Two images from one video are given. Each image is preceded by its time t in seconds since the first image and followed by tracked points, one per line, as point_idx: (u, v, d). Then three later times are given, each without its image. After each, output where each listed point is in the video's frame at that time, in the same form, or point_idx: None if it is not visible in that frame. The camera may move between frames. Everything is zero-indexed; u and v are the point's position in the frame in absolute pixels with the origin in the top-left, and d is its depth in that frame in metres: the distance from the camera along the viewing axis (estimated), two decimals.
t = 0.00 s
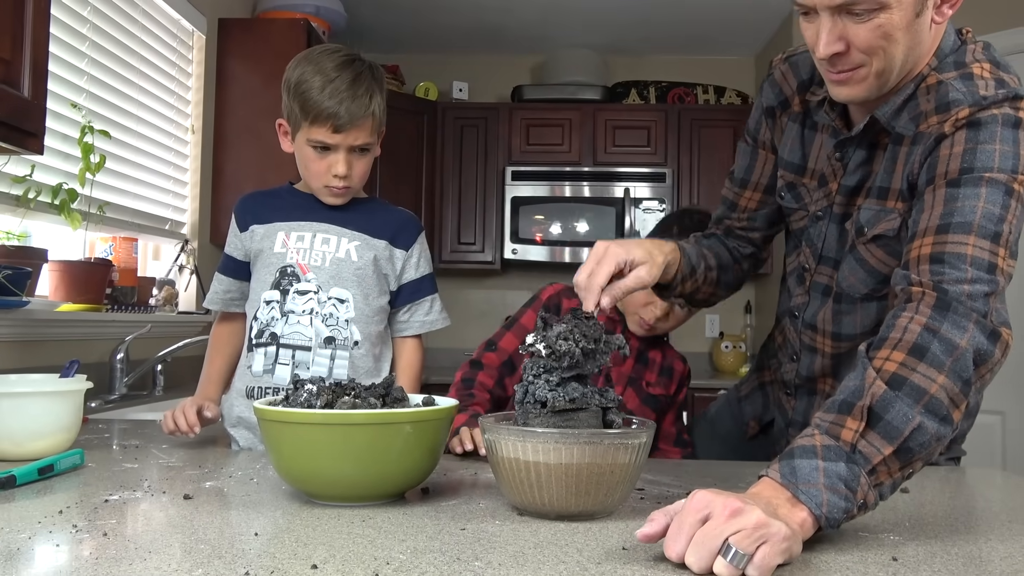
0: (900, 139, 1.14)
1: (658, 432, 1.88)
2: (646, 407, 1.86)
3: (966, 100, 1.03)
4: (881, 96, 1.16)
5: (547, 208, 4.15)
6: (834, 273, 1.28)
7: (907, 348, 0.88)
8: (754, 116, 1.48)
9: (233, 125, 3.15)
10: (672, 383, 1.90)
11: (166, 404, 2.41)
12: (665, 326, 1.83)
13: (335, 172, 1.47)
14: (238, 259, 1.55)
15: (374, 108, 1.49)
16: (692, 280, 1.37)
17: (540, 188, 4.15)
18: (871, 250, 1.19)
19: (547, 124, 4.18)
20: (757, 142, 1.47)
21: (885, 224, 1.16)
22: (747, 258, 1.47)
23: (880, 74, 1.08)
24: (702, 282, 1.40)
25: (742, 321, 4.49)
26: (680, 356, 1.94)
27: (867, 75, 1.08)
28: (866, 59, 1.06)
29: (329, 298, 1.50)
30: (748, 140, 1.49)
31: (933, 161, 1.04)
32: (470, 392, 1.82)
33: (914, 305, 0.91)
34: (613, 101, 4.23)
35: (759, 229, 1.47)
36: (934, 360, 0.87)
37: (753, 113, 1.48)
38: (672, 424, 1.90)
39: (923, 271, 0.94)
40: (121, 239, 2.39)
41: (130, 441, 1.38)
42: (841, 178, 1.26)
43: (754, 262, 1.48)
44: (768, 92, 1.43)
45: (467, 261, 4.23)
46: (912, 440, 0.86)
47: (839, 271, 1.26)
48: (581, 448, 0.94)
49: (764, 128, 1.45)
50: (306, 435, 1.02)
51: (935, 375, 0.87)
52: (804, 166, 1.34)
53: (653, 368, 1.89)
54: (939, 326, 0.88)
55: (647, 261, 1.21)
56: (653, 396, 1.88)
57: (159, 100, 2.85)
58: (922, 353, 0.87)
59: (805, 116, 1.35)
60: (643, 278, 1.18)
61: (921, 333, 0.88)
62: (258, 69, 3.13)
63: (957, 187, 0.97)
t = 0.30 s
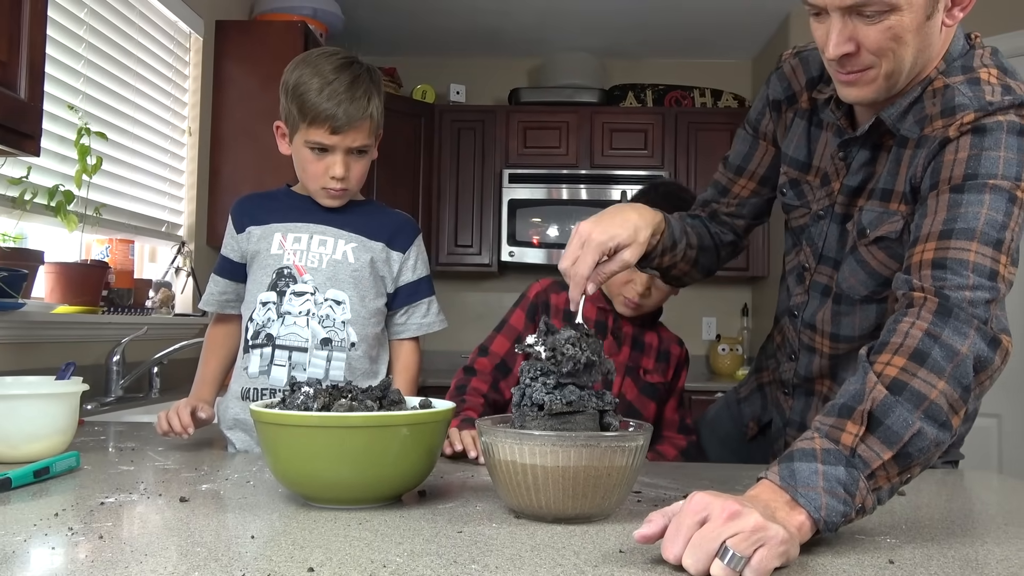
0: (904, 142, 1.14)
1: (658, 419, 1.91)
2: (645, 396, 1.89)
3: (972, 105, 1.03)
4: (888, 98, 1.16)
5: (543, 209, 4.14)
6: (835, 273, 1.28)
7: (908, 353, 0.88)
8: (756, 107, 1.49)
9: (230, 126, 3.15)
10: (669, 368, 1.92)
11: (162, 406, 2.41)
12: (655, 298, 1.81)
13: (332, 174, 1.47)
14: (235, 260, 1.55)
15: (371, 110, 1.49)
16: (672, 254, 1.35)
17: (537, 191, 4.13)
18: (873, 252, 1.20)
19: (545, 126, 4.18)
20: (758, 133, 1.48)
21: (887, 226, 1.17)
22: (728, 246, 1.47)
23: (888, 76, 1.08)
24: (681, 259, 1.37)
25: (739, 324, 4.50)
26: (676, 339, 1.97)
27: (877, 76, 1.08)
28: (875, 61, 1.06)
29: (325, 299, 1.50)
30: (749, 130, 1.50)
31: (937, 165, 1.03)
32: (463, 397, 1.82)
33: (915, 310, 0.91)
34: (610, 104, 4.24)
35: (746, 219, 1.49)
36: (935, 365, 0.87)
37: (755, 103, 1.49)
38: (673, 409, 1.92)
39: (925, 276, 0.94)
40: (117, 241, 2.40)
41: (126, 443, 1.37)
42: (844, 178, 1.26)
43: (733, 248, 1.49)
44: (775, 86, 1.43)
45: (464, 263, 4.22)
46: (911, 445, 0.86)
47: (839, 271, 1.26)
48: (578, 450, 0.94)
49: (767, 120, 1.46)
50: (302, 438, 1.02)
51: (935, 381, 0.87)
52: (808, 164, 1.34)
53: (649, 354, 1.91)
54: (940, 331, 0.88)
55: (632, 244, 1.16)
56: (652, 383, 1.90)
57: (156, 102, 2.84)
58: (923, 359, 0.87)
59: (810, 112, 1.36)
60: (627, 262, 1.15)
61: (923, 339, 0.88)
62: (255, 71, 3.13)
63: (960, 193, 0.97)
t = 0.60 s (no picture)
0: (901, 145, 1.14)
1: (659, 407, 1.89)
2: (641, 387, 1.84)
3: (968, 109, 1.04)
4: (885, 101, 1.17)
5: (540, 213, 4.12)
6: (831, 276, 1.28)
7: (905, 357, 0.88)
8: (753, 110, 1.49)
9: (229, 133, 3.15)
10: (665, 355, 1.88)
11: (158, 411, 2.41)
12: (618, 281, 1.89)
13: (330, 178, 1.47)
14: (231, 264, 1.55)
15: (368, 115, 1.49)
16: (667, 263, 1.33)
17: (535, 196, 4.12)
18: (869, 255, 1.20)
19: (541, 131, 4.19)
20: (755, 136, 1.49)
21: (884, 229, 1.17)
22: (727, 251, 1.47)
23: (887, 80, 1.08)
24: (678, 265, 1.36)
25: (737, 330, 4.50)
26: (671, 323, 1.92)
27: (875, 81, 1.08)
28: (875, 65, 1.07)
29: (323, 304, 1.50)
30: (747, 134, 1.50)
31: (934, 169, 1.04)
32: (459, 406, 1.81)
33: (912, 314, 0.91)
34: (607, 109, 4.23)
35: (745, 223, 1.49)
36: (931, 370, 0.87)
37: (753, 107, 1.49)
38: (677, 397, 1.87)
39: (922, 281, 0.93)
40: (114, 246, 2.40)
41: (121, 449, 1.37)
42: (841, 181, 1.26)
43: (732, 253, 1.49)
44: (773, 90, 1.43)
45: (462, 269, 4.22)
46: (908, 450, 0.85)
47: (836, 275, 1.26)
48: (574, 455, 0.94)
49: (763, 123, 1.47)
50: (299, 444, 1.01)
51: (932, 387, 0.86)
52: (803, 167, 1.35)
53: (643, 341, 1.88)
54: (937, 336, 0.88)
55: (621, 255, 1.13)
56: (648, 372, 1.85)
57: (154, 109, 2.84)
58: (920, 363, 0.87)
59: (807, 116, 1.36)
60: (618, 274, 1.12)
61: (919, 343, 0.88)
62: (253, 77, 3.14)
63: (958, 197, 0.97)
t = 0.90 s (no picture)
0: (894, 156, 1.15)
1: (665, 400, 1.86)
2: (641, 387, 1.83)
3: (957, 119, 1.04)
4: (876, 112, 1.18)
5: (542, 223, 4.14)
6: (828, 287, 1.28)
7: (902, 366, 0.88)
8: (751, 129, 1.50)
9: (231, 143, 3.16)
10: (663, 350, 1.86)
11: (159, 423, 2.40)
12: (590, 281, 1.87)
13: (332, 190, 1.48)
14: (233, 277, 1.55)
15: (370, 128, 1.50)
16: (669, 289, 1.34)
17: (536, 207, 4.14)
18: (863, 265, 1.20)
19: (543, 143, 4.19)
20: (752, 154, 1.50)
21: (877, 239, 1.17)
22: (735, 269, 1.47)
23: (875, 90, 1.09)
24: (681, 290, 1.37)
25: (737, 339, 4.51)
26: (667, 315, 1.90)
27: (863, 92, 1.09)
28: (862, 76, 1.08)
29: (325, 315, 1.50)
30: (744, 152, 1.52)
31: (926, 179, 1.04)
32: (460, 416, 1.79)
33: (907, 324, 0.91)
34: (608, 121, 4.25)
35: (749, 240, 1.49)
36: (928, 378, 0.86)
37: (750, 125, 1.51)
38: (683, 389, 1.85)
39: (916, 290, 0.93)
40: (116, 257, 2.40)
41: (123, 460, 1.37)
42: (835, 193, 1.26)
43: (742, 273, 1.48)
44: (766, 106, 1.45)
45: (463, 279, 4.22)
46: (908, 459, 0.85)
47: (832, 285, 1.26)
48: (577, 467, 0.94)
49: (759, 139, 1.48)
50: (303, 456, 1.01)
51: (929, 395, 0.86)
52: (796, 180, 1.36)
53: (639, 339, 1.86)
54: (932, 344, 0.88)
55: (613, 279, 1.14)
56: (647, 371, 1.84)
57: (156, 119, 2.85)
58: (917, 372, 0.87)
59: (799, 130, 1.38)
60: (612, 297, 1.12)
61: (916, 352, 0.88)
62: (256, 89, 3.16)
63: (949, 207, 0.97)
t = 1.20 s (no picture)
0: (875, 164, 1.16)
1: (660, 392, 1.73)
2: (632, 384, 1.69)
3: (934, 124, 1.05)
4: (853, 121, 1.20)
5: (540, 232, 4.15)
6: (819, 296, 1.28)
7: (890, 369, 0.87)
8: (741, 148, 1.51)
9: (230, 152, 3.17)
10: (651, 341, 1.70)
11: (158, 432, 2.40)
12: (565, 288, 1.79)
13: (323, 198, 1.48)
14: (232, 287, 1.54)
15: (359, 133, 1.50)
16: (660, 326, 1.36)
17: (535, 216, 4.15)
18: (850, 273, 1.20)
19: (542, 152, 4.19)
20: (742, 171, 1.51)
21: (862, 246, 1.17)
22: (737, 285, 1.48)
23: (843, 95, 1.10)
24: (674, 322, 1.38)
25: (736, 348, 4.51)
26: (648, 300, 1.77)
27: (831, 96, 1.10)
28: (829, 82, 1.08)
29: (324, 324, 1.51)
30: (735, 170, 1.53)
31: (907, 185, 1.04)
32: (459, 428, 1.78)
33: (894, 328, 0.91)
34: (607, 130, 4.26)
35: (745, 257, 1.48)
36: (918, 380, 0.86)
37: (739, 144, 1.52)
38: (676, 375, 1.72)
39: (903, 295, 0.94)
40: (115, 266, 2.40)
41: (122, 469, 1.37)
42: (821, 202, 1.27)
43: (744, 291, 1.49)
44: (751, 123, 1.47)
45: (462, 288, 4.23)
46: (901, 461, 0.85)
47: (822, 293, 1.27)
48: (576, 477, 0.93)
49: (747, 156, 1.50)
50: (301, 466, 1.01)
51: (919, 397, 0.86)
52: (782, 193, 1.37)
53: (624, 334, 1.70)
54: (920, 346, 0.87)
55: (586, 322, 1.18)
56: (636, 367, 1.69)
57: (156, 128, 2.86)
58: (905, 374, 0.87)
59: (783, 144, 1.38)
60: (586, 339, 1.15)
61: (903, 355, 0.88)
62: (255, 99, 3.17)
63: (932, 211, 0.97)
